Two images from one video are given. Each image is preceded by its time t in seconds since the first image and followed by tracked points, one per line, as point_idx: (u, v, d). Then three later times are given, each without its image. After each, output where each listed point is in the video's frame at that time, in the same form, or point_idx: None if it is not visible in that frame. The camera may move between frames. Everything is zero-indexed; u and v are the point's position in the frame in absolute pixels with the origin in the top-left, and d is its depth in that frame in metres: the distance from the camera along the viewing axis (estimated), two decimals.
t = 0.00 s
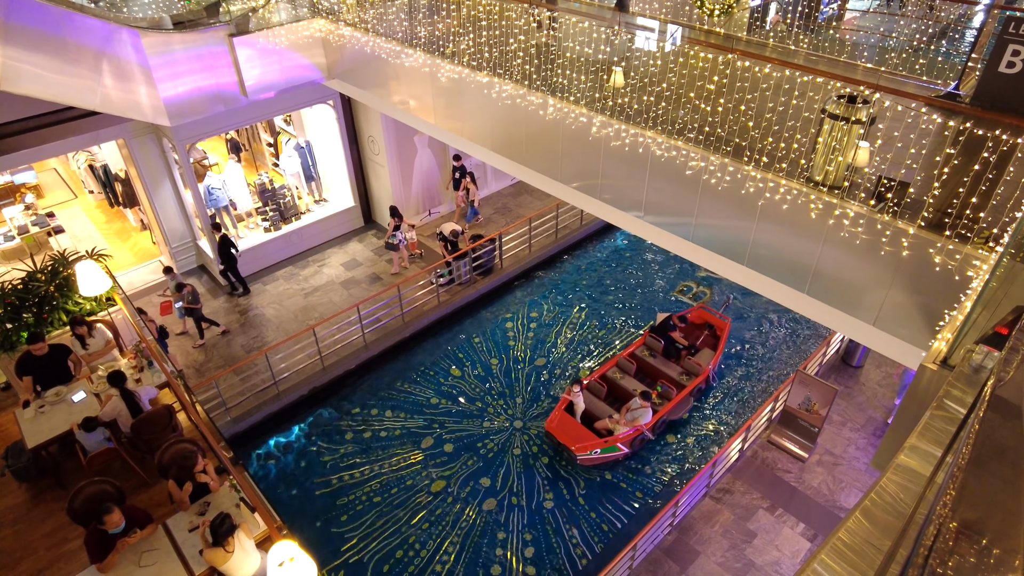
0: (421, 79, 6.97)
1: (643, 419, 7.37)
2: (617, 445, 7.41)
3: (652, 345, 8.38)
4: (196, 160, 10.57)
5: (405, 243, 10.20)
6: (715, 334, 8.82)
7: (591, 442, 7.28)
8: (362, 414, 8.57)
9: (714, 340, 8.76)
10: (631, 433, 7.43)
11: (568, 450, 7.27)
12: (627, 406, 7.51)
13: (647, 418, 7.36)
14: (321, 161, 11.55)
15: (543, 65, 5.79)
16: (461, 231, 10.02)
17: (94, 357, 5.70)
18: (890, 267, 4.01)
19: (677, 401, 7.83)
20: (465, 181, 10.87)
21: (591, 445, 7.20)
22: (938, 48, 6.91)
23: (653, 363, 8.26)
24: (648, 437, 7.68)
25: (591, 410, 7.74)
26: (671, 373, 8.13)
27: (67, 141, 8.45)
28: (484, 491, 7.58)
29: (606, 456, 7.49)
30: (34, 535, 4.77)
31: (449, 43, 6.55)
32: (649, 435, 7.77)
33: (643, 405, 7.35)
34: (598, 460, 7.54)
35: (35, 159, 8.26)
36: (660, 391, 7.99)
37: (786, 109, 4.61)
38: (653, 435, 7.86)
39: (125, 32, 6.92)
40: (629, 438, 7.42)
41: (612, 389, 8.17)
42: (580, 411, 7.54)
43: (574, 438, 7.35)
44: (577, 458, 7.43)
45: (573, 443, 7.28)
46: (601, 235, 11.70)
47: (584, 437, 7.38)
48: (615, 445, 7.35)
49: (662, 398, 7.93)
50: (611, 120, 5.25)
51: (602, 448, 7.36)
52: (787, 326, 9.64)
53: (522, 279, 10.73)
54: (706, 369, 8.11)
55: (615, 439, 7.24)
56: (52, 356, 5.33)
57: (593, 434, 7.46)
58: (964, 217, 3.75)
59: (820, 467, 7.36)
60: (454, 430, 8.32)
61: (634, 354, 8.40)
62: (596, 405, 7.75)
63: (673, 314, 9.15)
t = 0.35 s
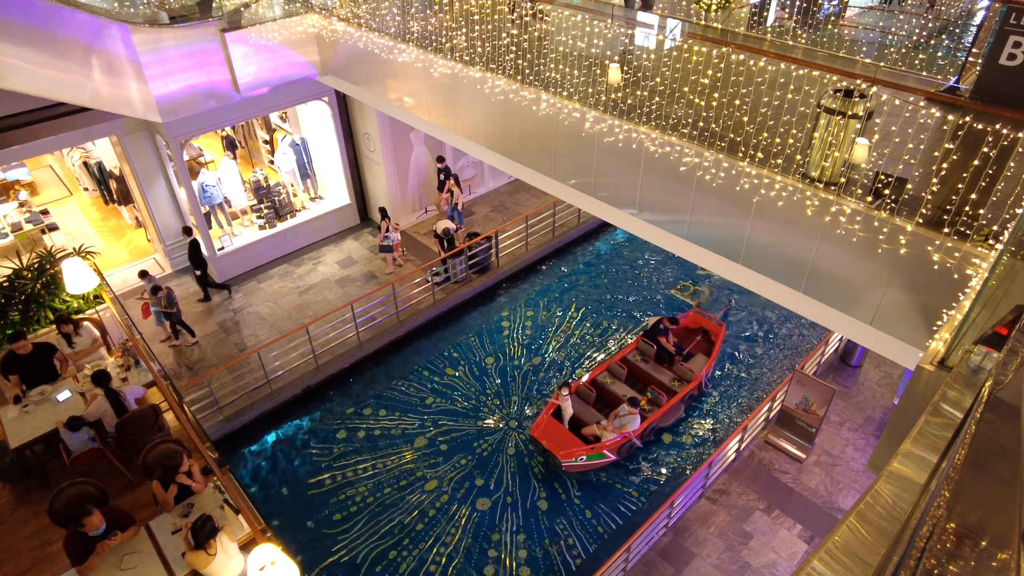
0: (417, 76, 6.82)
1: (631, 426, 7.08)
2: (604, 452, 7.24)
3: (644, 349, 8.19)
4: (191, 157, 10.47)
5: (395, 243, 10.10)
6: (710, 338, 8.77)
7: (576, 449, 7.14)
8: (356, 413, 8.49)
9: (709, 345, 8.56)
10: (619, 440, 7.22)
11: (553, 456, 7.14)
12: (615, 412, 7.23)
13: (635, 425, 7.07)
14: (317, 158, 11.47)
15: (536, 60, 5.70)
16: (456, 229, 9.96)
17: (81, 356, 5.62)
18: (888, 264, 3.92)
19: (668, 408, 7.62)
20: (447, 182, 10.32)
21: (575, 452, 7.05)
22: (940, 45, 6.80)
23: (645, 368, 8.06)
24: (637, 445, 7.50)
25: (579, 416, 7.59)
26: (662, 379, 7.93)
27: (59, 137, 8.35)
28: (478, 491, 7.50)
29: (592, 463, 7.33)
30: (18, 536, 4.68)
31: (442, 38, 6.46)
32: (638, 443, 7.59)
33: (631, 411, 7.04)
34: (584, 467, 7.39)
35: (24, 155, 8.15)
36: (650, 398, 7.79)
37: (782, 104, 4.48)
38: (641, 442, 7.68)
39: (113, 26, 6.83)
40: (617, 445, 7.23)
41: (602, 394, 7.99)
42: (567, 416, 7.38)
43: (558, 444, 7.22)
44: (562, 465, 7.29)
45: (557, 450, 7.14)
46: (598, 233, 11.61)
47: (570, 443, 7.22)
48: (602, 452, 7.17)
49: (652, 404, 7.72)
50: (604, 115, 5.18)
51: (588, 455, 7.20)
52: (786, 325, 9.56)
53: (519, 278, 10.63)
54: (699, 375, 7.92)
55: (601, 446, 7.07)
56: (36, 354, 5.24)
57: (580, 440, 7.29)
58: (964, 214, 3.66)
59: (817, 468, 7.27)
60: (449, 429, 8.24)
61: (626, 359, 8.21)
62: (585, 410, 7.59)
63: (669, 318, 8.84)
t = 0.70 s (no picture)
0: (416, 74, 6.70)
1: (618, 434, 6.96)
2: (592, 461, 7.00)
3: (635, 355, 7.99)
4: (187, 155, 10.47)
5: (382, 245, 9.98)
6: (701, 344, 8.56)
7: (563, 458, 6.88)
8: (349, 413, 8.41)
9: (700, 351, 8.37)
10: (607, 448, 7.03)
11: (538, 464, 6.86)
12: (603, 420, 7.09)
13: (622, 432, 6.95)
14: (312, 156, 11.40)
15: (528, 54, 5.60)
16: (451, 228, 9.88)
17: (66, 355, 5.53)
18: (885, 263, 3.83)
19: (658, 415, 7.37)
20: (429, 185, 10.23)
21: (562, 461, 6.79)
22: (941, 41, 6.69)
23: (635, 374, 7.86)
24: (625, 453, 7.26)
25: (567, 423, 7.38)
26: (653, 385, 7.71)
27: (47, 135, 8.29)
28: (472, 493, 7.42)
29: (579, 472, 7.08)
30: None
31: (433, 33, 6.36)
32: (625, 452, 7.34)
33: (619, 418, 6.94)
34: (570, 476, 7.12)
35: (12, 152, 8.03)
36: (640, 404, 7.57)
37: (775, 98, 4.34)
38: (630, 450, 7.45)
39: (103, 21, 6.74)
40: (605, 454, 7.03)
41: (591, 400, 7.80)
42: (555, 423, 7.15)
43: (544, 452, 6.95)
44: (548, 474, 7.02)
45: (544, 458, 6.90)
46: (595, 232, 11.52)
47: (557, 452, 6.98)
48: (589, 460, 6.94)
49: (642, 411, 7.49)
50: (597, 111, 5.12)
51: (575, 464, 6.94)
52: (783, 325, 9.48)
53: (515, 277, 10.54)
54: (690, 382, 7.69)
55: (589, 454, 6.84)
56: (20, 354, 5.16)
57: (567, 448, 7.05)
58: (962, 211, 3.57)
59: (815, 470, 7.18)
60: (443, 430, 8.15)
61: (616, 364, 8.02)
62: (573, 417, 7.38)
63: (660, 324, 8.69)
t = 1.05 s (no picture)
0: (414, 74, 6.55)
1: (605, 444, 6.82)
2: (578, 471, 6.87)
3: (624, 360, 7.88)
4: (182, 153, 10.41)
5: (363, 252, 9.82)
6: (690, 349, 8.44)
7: (549, 468, 6.75)
8: (342, 414, 8.33)
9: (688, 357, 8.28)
10: (594, 458, 6.89)
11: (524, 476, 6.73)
12: (590, 428, 6.94)
13: (610, 441, 6.80)
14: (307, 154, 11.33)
15: (519, 50, 5.48)
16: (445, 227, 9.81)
17: (50, 355, 5.44)
18: (881, 262, 3.74)
19: (646, 423, 7.30)
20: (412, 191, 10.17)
21: (549, 472, 6.65)
22: (942, 40, 6.58)
23: (624, 380, 7.75)
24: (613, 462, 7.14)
25: (554, 431, 7.25)
26: (641, 392, 7.62)
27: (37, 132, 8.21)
28: (465, 494, 7.33)
29: (565, 482, 6.95)
30: None
31: (424, 28, 6.26)
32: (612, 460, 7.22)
33: (606, 427, 6.80)
34: (556, 487, 7.00)
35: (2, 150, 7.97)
36: (628, 412, 7.47)
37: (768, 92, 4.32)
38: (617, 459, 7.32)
39: (91, 17, 6.65)
40: (591, 464, 6.89)
41: (579, 407, 7.67)
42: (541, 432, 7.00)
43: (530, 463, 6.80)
44: (533, 485, 6.88)
45: (529, 468, 6.77)
46: (592, 231, 11.43)
47: (542, 461, 6.88)
48: (575, 470, 6.81)
49: (630, 419, 7.40)
50: (588, 107, 5.05)
51: (561, 475, 6.82)
52: (781, 325, 9.39)
53: (511, 276, 10.45)
54: (679, 388, 7.60)
55: (575, 464, 6.72)
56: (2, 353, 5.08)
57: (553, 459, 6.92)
58: (960, 209, 3.49)
59: (812, 472, 7.09)
60: (437, 430, 8.06)
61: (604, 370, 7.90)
62: (560, 426, 7.27)
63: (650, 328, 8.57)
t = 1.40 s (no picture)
0: (410, 72, 6.40)
1: (592, 453, 6.46)
2: (563, 482, 6.59)
3: (612, 367, 7.60)
4: (175, 153, 10.06)
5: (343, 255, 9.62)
6: (681, 355, 8.15)
7: (532, 479, 6.48)
8: (334, 415, 8.24)
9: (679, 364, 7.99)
10: (579, 468, 6.59)
11: (506, 487, 6.46)
12: (575, 438, 6.60)
13: (596, 451, 6.46)
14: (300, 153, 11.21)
15: (509, 45, 5.40)
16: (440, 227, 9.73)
17: (32, 355, 5.35)
18: (875, 262, 3.65)
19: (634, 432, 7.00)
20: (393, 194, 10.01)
21: (531, 484, 6.37)
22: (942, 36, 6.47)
23: (612, 388, 7.46)
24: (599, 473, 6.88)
25: (539, 441, 6.97)
26: (630, 401, 7.32)
27: (29, 130, 8.15)
28: (457, 497, 7.24)
29: (550, 493, 6.69)
30: None
31: (415, 24, 6.16)
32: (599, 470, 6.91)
33: (592, 437, 6.42)
34: (541, 498, 6.74)
35: None
36: (615, 420, 7.17)
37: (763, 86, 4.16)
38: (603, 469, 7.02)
39: (78, 14, 6.54)
40: (577, 474, 6.61)
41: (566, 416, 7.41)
42: (526, 442, 6.72)
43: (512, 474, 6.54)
44: (517, 496, 6.63)
45: (512, 480, 6.52)
46: (588, 231, 11.33)
47: (526, 472, 6.62)
48: (560, 481, 6.54)
49: (617, 427, 7.11)
50: (579, 104, 4.96)
51: (545, 486, 6.55)
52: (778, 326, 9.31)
53: (506, 276, 10.36)
54: (668, 396, 7.33)
55: (560, 475, 6.47)
56: None
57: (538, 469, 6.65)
58: (956, 207, 3.41)
59: (809, 475, 6.99)
60: (430, 432, 7.97)
61: (592, 377, 7.63)
62: (545, 435, 7.00)
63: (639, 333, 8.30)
